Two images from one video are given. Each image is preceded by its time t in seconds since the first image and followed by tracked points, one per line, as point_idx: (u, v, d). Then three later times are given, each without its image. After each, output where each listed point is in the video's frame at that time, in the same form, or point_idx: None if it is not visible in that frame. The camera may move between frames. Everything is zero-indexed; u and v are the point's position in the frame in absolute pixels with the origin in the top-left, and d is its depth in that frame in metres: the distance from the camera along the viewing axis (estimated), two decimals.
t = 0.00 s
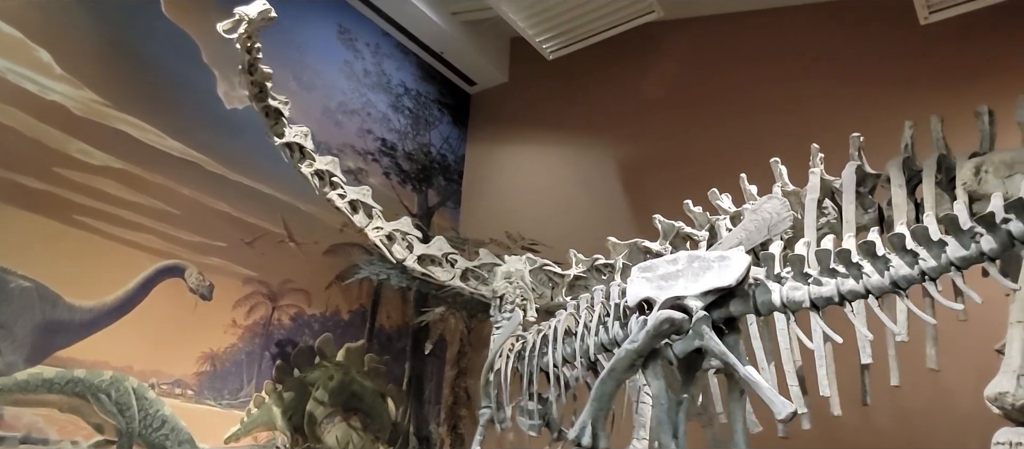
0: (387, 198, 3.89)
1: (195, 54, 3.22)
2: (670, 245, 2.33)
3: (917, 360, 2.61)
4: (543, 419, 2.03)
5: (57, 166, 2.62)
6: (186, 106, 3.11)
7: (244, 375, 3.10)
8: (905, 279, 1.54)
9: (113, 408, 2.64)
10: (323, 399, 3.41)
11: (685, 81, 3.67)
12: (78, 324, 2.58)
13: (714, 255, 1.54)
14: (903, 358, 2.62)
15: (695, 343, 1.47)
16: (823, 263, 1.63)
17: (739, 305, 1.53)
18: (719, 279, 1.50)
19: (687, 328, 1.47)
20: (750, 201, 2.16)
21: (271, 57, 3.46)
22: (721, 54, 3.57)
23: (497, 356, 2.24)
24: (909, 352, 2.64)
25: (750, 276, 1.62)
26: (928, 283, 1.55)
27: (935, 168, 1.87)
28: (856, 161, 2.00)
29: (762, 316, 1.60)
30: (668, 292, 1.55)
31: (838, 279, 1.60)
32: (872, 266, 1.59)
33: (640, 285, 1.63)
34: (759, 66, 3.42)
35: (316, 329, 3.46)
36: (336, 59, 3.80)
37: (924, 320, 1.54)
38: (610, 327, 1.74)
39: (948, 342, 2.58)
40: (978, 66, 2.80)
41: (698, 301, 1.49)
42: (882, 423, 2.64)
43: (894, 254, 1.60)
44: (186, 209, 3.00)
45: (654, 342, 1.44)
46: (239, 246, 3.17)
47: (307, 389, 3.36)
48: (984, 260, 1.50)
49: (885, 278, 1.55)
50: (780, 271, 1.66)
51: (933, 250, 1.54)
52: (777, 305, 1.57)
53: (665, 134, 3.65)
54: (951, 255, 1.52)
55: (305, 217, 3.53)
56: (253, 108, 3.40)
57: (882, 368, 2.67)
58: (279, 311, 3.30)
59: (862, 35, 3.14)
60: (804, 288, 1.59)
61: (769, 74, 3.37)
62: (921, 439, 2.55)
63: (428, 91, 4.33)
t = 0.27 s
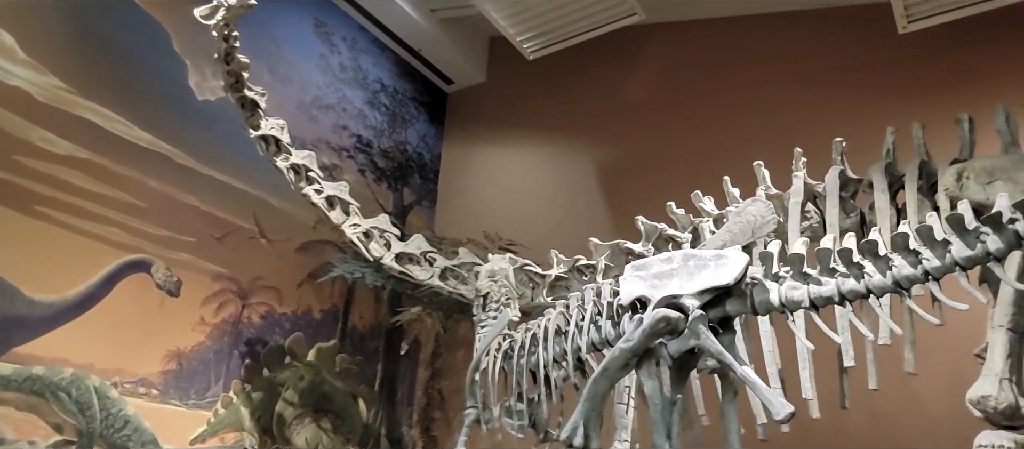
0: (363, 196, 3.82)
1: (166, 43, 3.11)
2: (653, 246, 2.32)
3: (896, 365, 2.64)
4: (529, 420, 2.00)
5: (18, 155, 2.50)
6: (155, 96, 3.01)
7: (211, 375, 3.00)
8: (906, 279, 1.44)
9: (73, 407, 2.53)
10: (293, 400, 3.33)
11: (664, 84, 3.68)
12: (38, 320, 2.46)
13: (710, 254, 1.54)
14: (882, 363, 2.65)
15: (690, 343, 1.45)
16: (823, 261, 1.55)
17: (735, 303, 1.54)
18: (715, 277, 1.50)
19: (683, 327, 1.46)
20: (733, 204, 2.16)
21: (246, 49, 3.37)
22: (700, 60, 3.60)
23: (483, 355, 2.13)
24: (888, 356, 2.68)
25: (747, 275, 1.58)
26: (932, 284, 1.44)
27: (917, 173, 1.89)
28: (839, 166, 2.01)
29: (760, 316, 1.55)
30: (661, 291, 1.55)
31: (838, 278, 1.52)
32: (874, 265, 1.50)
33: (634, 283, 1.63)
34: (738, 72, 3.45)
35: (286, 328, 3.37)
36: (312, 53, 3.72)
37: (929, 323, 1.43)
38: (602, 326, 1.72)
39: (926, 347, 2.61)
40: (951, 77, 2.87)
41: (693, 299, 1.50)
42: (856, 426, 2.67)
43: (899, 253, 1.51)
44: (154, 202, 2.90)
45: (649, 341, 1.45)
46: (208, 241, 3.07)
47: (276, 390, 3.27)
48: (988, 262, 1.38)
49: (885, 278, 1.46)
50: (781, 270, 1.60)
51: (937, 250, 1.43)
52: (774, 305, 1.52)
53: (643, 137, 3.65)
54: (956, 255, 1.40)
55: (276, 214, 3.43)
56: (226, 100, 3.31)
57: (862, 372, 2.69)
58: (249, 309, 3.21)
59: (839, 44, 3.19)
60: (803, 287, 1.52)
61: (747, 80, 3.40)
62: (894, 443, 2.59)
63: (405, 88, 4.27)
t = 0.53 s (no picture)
0: (336, 194, 3.73)
1: (133, 31, 3.00)
2: (634, 250, 2.31)
3: (873, 373, 2.68)
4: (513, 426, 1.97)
5: None
6: (121, 86, 2.89)
7: (174, 375, 2.89)
8: (910, 285, 1.43)
9: (27, 408, 2.41)
10: (259, 402, 3.22)
11: (642, 90, 3.69)
12: None
13: (706, 259, 1.52)
14: (860, 370, 2.69)
15: (684, 348, 1.45)
16: (821, 267, 1.51)
17: (730, 310, 1.53)
18: (713, 282, 1.48)
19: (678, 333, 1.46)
20: (715, 209, 2.16)
21: (217, 39, 3.27)
22: (678, 67, 3.61)
23: (468, 359, 2.08)
24: (865, 364, 2.71)
25: (743, 280, 1.55)
26: (934, 292, 1.42)
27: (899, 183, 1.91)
28: (821, 173, 2.02)
29: (755, 322, 1.52)
30: (656, 295, 1.52)
31: (837, 285, 1.49)
32: (875, 272, 1.48)
33: (626, 287, 1.60)
34: (715, 80, 3.47)
35: (254, 328, 3.27)
36: (286, 47, 3.63)
37: (931, 332, 1.41)
38: (591, 328, 1.72)
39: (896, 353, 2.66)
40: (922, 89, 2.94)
41: (689, 305, 1.48)
42: (828, 432, 2.70)
43: (899, 261, 1.48)
44: (118, 196, 2.78)
45: (643, 346, 1.45)
46: (174, 237, 2.96)
47: (242, 392, 3.17)
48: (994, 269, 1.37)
49: (887, 285, 1.44)
50: (777, 275, 1.57)
51: (940, 258, 1.41)
52: (771, 311, 1.51)
53: (621, 142, 3.65)
54: (960, 263, 1.39)
55: (246, 210, 3.33)
56: (196, 92, 3.20)
57: (840, 380, 2.72)
58: (215, 308, 3.10)
59: (816, 55, 3.25)
60: (801, 294, 1.50)
61: (725, 88, 3.43)
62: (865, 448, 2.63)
63: (380, 86, 4.20)
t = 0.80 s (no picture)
0: (311, 196, 3.66)
1: (104, 23, 2.90)
2: (618, 257, 2.30)
3: (853, 383, 2.72)
4: (501, 433, 1.97)
5: None
6: (91, 79, 2.79)
7: (140, 380, 2.79)
8: (914, 297, 1.43)
9: None
10: (227, 407, 3.13)
11: (622, 97, 3.70)
12: None
13: (706, 267, 1.54)
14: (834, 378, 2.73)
15: (685, 356, 1.47)
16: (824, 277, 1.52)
17: (729, 319, 1.55)
18: (713, 292, 1.50)
19: (677, 342, 1.48)
20: (701, 217, 2.16)
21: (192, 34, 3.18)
22: (658, 75, 3.63)
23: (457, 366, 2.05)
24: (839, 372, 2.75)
25: (745, 290, 1.57)
26: (939, 305, 1.43)
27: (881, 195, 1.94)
28: (806, 184, 2.03)
29: (755, 332, 1.55)
30: (655, 304, 1.54)
31: (840, 295, 1.51)
32: (878, 284, 1.48)
33: (622, 294, 1.62)
34: (694, 89, 3.50)
35: (224, 331, 3.18)
36: (263, 44, 3.55)
37: (933, 344, 1.43)
38: (588, 339, 1.72)
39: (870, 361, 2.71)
40: (896, 104, 3.01)
41: (688, 313, 1.50)
42: (802, 439, 2.74)
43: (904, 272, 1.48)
44: (85, 193, 2.68)
45: (643, 354, 1.45)
46: (144, 236, 2.86)
47: (210, 397, 3.08)
48: (998, 283, 1.37)
49: (891, 296, 1.45)
50: (777, 284, 1.59)
51: (945, 270, 1.41)
52: (772, 320, 1.53)
53: (601, 148, 3.65)
54: (966, 276, 1.38)
55: (219, 210, 3.24)
56: (169, 88, 3.11)
57: (817, 389, 2.76)
58: (185, 310, 3.01)
59: (794, 68, 3.30)
60: (803, 304, 1.52)
61: (704, 97, 3.46)
62: None
63: (358, 86, 4.15)
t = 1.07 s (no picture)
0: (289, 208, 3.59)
1: (80, 26, 2.81)
2: (606, 277, 2.28)
3: (831, 404, 2.75)
4: None
5: None
6: (65, 84, 2.70)
7: (106, 396, 2.68)
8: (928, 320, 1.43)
9: None
10: (196, 426, 3.03)
11: (605, 116, 3.71)
12: None
13: (711, 288, 1.52)
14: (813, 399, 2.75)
15: (689, 378, 1.46)
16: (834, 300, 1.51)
17: (736, 340, 1.54)
18: (719, 313, 1.48)
19: (682, 363, 1.47)
20: (689, 237, 2.16)
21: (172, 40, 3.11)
22: (641, 95, 3.66)
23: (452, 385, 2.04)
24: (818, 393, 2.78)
25: (752, 312, 1.56)
26: (951, 329, 1.44)
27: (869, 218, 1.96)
28: (794, 206, 2.04)
29: (763, 353, 1.54)
30: (659, 324, 1.53)
31: (849, 318, 1.50)
32: (889, 307, 1.48)
33: (625, 314, 1.60)
34: (677, 110, 3.53)
35: (196, 347, 3.08)
36: (243, 53, 3.49)
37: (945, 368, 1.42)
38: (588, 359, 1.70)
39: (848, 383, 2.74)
40: (873, 129, 3.08)
41: (693, 335, 1.49)
42: None
43: (915, 296, 1.49)
44: (53, 200, 2.57)
45: (648, 376, 1.45)
46: (115, 247, 2.76)
47: (179, 415, 2.97)
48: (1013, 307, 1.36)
49: (904, 321, 1.45)
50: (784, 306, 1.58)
51: (958, 294, 1.42)
52: (780, 343, 1.52)
53: (583, 167, 3.65)
54: (979, 301, 1.39)
55: (194, 221, 3.16)
56: (144, 95, 3.02)
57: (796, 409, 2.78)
58: (155, 324, 2.90)
59: (775, 92, 3.36)
60: (811, 326, 1.51)
61: (687, 118, 3.49)
62: None
63: (338, 98, 4.09)
